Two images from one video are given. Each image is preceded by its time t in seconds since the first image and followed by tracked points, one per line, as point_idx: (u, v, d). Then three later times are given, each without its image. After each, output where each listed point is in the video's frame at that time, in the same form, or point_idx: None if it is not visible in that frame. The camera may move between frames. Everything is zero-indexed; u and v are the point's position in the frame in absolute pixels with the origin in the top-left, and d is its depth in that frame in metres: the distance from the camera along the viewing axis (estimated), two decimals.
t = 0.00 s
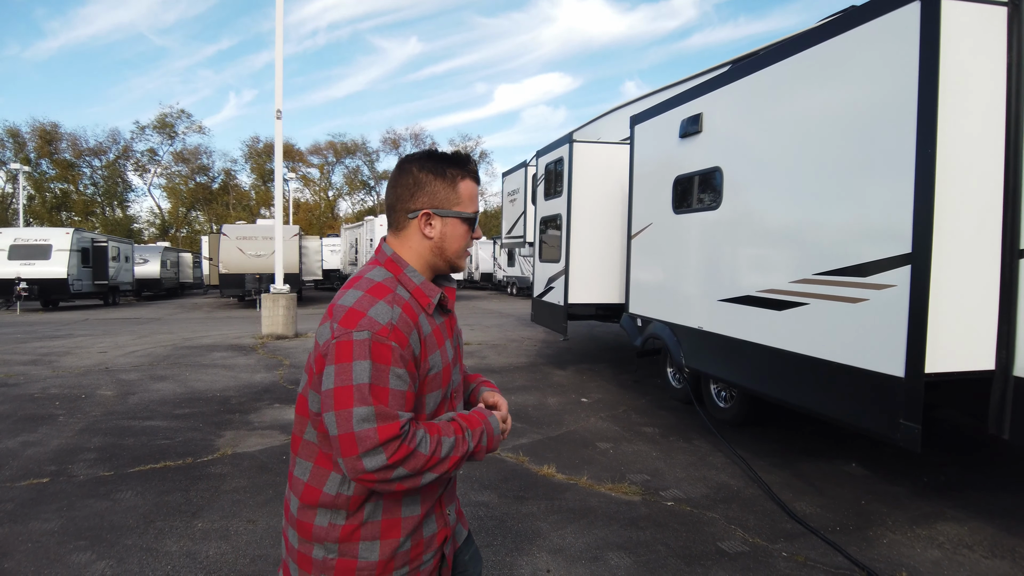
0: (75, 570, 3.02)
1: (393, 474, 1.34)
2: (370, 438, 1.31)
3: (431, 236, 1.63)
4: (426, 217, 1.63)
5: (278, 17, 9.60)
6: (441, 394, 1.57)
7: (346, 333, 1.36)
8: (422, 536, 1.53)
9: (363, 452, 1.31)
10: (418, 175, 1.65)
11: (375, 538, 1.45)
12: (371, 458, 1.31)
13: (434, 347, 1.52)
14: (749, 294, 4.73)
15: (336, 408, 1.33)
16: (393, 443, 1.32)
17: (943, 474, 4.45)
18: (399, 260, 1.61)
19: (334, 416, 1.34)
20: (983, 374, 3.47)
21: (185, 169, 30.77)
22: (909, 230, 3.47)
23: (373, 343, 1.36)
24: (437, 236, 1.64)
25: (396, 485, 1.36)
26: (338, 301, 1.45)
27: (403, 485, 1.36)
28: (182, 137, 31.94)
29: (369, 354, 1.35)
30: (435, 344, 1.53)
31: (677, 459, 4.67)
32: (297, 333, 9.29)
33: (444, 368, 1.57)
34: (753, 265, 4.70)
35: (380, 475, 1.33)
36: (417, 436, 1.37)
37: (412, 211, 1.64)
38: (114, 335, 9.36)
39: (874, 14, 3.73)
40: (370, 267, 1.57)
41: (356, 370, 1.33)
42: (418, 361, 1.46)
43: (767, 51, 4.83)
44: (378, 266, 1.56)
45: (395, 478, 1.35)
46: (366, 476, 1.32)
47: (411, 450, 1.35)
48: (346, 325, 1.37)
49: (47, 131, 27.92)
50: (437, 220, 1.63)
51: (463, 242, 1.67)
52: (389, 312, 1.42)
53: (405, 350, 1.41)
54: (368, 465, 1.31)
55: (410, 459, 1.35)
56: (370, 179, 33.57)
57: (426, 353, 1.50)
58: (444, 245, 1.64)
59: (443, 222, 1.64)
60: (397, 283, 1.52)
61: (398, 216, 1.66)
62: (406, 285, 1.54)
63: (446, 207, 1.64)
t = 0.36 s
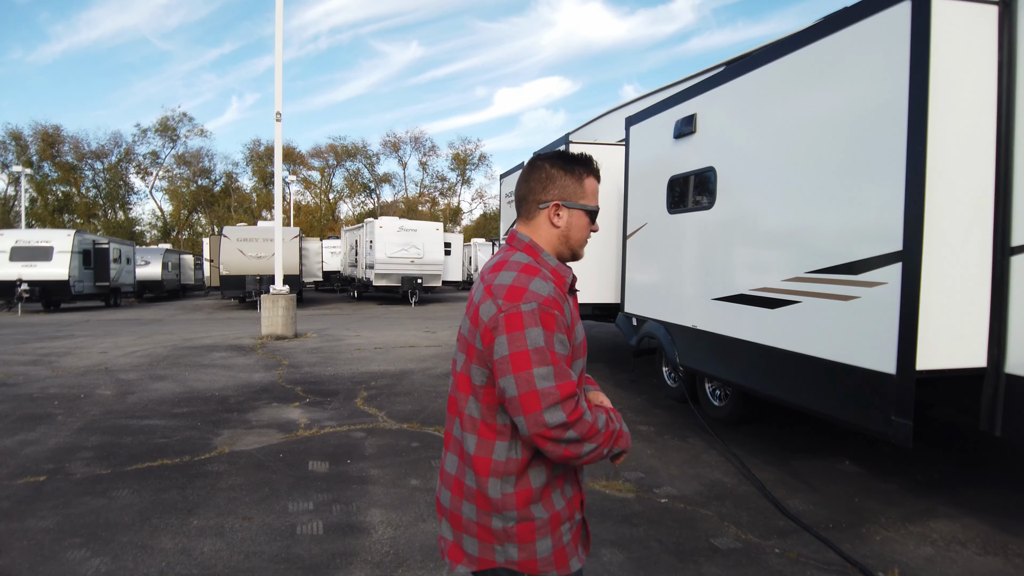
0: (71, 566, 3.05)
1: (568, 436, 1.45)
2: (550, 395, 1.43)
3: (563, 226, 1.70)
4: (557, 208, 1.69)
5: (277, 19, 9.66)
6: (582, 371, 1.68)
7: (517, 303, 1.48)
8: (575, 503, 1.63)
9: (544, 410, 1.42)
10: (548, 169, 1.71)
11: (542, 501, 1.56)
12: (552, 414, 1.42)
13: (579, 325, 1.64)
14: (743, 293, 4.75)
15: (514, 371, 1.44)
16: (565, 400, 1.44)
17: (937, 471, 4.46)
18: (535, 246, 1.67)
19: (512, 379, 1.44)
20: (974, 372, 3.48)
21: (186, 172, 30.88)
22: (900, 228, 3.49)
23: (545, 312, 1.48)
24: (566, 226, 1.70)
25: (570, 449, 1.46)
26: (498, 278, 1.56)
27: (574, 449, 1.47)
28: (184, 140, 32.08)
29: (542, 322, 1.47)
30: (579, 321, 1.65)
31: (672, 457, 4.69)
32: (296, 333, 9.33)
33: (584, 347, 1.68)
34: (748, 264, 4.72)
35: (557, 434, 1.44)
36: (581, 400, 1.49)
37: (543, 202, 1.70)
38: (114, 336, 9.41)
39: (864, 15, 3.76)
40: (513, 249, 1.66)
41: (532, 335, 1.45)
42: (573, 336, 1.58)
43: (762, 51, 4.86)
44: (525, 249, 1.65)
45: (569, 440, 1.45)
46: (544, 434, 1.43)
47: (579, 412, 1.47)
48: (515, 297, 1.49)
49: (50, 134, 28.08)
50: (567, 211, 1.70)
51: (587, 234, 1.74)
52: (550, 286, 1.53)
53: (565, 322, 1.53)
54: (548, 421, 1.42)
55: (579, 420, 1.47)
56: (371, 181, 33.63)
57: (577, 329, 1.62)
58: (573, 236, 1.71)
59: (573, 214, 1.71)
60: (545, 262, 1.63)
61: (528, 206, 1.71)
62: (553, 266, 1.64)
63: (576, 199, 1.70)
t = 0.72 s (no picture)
0: (48, 567, 3.02)
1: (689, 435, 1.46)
2: (667, 396, 1.44)
3: (671, 230, 1.73)
4: (667, 212, 1.73)
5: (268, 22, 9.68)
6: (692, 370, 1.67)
7: (635, 307, 1.49)
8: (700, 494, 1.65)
9: (663, 410, 1.43)
10: (656, 175, 1.75)
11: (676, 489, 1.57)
12: (671, 414, 1.43)
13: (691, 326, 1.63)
14: (730, 293, 4.77)
15: (632, 373, 1.45)
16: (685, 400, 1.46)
17: (925, 471, 4.44)
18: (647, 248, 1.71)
19: (629, 378, 1.46)
20: (958, 369, 3.47)
21: (179, 176, 30.86)
22: (883, 226, 3.49)
23: (661, 315, 1.49)
24: (675, 231, 1.73)
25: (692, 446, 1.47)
26: (614, 281, 1.57)
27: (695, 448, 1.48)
28: (177, 144, 32.08)
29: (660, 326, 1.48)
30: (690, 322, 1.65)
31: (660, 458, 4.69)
32: (286, 337, 9.31)
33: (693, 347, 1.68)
34: (735, 264, 4.72)
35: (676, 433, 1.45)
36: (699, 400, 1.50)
37: (651, 207, 1.74)
38: (103, 340, 9.38)
39: (847, 13, 3.77)
40: (625, 253, 1.67)
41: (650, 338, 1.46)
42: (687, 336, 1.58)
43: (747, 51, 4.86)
44: (634, 250, 1.67)
45: (686, 440, 1.45)
46: (660, 433, 1.44)
47: (699, 411, 1.48)
48: (632, 301, 1.50)
49: (42, 139, 28.05)
50: (675, 216, 1.73)
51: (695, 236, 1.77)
52: (667, 289, 1.54)
53: (683, 323, 1.53)
54: (666, 421, 1.44)
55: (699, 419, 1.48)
56: (365, 185, 33.66)
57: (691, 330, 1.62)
58: (682, 238, 1.74)
59: (682, 218, 1.74)
60: (656, 265, 1.64)
61: (635, 211, 1.75)
62: (665, 267, 1.65)
63: (684, 203, 1.74)
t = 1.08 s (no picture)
0: None
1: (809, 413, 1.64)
2: (806, 376, 1.59)
3: (754, 230, 1.84)
4: (755, 212, 1.83)
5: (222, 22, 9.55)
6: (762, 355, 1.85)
7: (760, 299, 1.59)
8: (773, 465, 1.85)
9: (803, 392, 1.59)
10: (750, 176, 1.84)
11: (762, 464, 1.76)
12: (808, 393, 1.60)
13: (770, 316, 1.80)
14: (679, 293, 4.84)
15: (770, 360, 1.57)
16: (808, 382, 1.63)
17: (864, 466, 4.61)
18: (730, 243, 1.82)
19: (770, 367, 1.57)
20: (892, 365, 3.61)
21: (133, 179, 30.08)
22: (821, 227, 3.62)
23: (780, 307, 1.61)
24: (755, 231, 1.84)
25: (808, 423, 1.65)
26: (722, 275, 1.64)
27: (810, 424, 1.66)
28: (131, 146, 31.28)
29: (782, 316, 1.61)
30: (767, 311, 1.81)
31: (611, 457, 4.77)
32: (241, 342, 9.16)
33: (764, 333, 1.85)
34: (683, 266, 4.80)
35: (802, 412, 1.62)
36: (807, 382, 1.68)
37: (738, 206, 1.83)
38: (47, 346, 9.09)
39: (788, 19, 3.88)
40: (718, 245, 1.76)
41: (781, 327, 1.59)
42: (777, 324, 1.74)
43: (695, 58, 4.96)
44: (727, 242, 1.77)
45: (815, 414, 1.64)
46: (803, 409, 1.61)
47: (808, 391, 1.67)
48: (756, 294, 1.60)
49: None
50: (761, 218, 1.84)
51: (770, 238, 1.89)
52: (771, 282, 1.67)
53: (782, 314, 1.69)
54: (801, 400, 1.60)
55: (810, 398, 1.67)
56: (326, 189, 33.33)
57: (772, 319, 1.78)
58: (760, 238, 1.86)
59: (766, 221, 1.85)
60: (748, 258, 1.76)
61: (722, 206, 1.85)
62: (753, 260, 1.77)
63: (771, 207, 1.85)
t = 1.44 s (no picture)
0: None
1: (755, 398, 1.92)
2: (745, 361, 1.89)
3: (715, 238, 2.18)
4: (716, 223, 2.17)
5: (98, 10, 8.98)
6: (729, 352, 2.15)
7: (712, 293, 1.91)
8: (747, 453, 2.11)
9: (739, 374, 1.88)
10: (710, 195, 2.18)
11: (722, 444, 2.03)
12: (748, 376, 1.89)
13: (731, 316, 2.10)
14: (566, 292, 4.96)
15: (717, 344, 1.88)
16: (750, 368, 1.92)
17: (737, 454, 4.97)
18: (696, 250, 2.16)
19: (713, 349, 1.88)
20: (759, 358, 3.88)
21: None
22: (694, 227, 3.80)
23: (728, 300, 1.93)
24: (716, 239, 2.18)
25: (758, 407, 1.93)
26: (682, 274, 1.97)
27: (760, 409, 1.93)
28: None
29: (730, 308, 1.92)
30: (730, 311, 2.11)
31: (503, 454, 4.92)
32: (119, 350, 8.61)
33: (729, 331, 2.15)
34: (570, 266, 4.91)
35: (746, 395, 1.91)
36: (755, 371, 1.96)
37: (701, 218, 2.17)
38: None
39: (669, 32, 4.06)
40: (683, 250, 2.09)
41: (727, 317, 1.90)
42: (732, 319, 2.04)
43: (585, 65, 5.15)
44: (690, 248, 2.10)
45: (754, 399, 1.93)
46: (738, 390, 1.90)
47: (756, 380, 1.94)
48: (708, 288, 1.92)
49: None
50: (722, 227, 2.17)
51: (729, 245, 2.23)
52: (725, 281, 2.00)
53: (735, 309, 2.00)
54: (743, 382, 1.89)
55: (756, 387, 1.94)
56: (220, 189, 31.81)
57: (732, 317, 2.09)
58: (721, 245, 2.20)
59: (724, 230, 2.18)
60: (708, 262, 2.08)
61: (687, 218, 2.19)
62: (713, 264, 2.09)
63: (728, 218, 2.19)
